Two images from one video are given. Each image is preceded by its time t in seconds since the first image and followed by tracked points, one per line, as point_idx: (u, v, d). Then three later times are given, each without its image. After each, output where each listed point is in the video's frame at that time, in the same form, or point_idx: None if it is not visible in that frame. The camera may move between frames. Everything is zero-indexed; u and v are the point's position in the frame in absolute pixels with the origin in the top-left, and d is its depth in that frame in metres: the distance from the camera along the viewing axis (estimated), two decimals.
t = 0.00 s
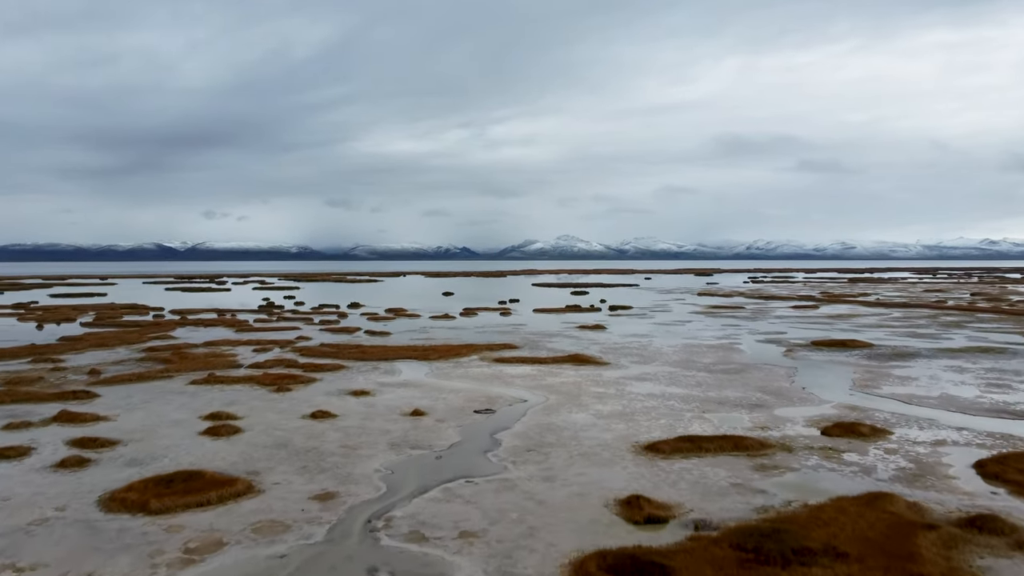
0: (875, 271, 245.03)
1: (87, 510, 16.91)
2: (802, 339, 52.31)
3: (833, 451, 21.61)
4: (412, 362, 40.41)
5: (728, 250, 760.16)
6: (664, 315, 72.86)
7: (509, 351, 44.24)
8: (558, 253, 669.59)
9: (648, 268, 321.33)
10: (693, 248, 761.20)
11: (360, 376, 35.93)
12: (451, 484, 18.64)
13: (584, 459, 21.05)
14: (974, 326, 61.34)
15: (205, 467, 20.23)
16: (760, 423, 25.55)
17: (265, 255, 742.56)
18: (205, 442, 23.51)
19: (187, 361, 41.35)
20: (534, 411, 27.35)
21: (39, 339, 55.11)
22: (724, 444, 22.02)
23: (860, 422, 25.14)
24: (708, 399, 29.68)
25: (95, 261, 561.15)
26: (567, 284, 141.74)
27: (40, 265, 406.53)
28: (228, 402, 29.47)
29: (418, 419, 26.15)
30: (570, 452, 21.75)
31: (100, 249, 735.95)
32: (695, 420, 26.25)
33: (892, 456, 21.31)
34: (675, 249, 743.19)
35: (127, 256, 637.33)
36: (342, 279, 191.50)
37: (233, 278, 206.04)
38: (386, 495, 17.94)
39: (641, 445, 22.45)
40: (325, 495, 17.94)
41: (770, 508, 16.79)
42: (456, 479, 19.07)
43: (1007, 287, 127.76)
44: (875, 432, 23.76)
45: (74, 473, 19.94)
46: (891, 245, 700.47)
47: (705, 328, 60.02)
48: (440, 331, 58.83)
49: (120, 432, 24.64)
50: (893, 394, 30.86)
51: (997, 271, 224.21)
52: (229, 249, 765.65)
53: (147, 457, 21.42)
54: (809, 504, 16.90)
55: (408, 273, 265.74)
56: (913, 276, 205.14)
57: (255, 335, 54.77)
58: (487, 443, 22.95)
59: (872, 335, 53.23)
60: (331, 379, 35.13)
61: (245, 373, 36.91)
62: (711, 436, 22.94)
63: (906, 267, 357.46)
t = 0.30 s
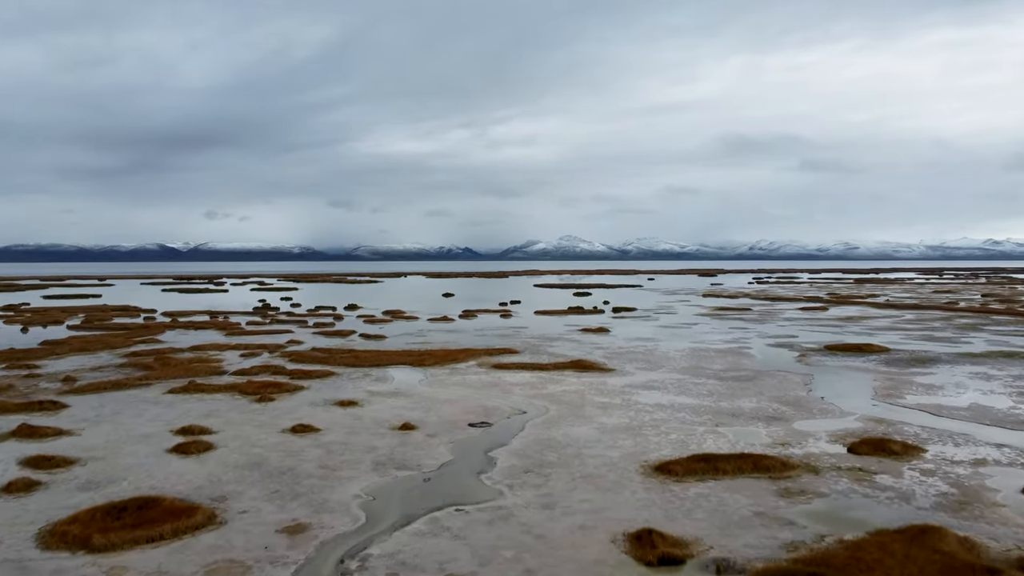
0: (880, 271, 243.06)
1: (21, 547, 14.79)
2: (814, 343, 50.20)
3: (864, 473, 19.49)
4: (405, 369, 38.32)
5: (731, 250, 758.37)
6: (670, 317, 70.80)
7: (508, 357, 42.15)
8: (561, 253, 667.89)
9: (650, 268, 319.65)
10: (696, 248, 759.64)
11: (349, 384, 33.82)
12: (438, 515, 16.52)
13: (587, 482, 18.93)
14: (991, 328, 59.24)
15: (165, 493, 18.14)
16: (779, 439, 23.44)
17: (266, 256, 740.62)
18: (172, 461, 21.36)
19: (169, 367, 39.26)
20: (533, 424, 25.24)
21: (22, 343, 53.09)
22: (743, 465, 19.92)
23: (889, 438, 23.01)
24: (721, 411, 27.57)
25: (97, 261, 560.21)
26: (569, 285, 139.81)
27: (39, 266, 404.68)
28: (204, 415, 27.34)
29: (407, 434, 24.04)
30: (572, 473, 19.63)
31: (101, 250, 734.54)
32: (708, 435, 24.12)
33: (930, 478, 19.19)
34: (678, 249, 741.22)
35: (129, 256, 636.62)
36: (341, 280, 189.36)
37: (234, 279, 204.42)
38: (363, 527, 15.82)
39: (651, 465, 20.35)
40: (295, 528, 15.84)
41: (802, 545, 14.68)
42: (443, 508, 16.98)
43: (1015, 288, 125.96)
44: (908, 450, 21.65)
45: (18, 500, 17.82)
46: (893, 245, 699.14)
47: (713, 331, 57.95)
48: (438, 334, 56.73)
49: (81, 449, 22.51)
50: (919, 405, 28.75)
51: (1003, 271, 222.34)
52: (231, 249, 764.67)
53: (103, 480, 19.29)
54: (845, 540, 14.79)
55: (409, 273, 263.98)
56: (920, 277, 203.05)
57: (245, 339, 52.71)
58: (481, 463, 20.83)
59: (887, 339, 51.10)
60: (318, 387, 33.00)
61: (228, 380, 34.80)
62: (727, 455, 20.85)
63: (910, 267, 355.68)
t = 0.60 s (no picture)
0: (886, 272, 241.24)
1: None
2: (828, 347, 48.13)
3: (902, 500, 17.40)
4: (399, 375, 36.25)
5: (734, 251, 755.99)
6: (675, 318, 68.80)
7: (508, 362, 40.08)
8: (563, 253, 666.26)
9: (654, 268, 317.80)
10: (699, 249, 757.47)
11: (338, 393, 31.78)
12: (420, 552, 14.43)
13: (593, 511, 16.82)
14: (1009, 331, 57.17)
15: (115, 523, 16.10)
16: (802, 457, 21.36)
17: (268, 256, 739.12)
18: (133, 482, 19.30)
19: (150, 374, 37.22)
20: (532, 440, 23.13)
21: (3, 346, 51.10)
22: (765, 490, 17.86)
23: (924, 456, 20.92)
24: (736, 424, 25.48)
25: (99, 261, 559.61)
26: (571, 286, 137.69)
27: (40, 266, 403.42)
28: (177, 428, 25.30)
29: (394, 451, 21.95)
30: (575, 499, 17.55)
31: (104, 250, 735.18)
32: (723, 452, 22.04)
33: (977, 506, 17.10)
34: (680, 249, 739.53)
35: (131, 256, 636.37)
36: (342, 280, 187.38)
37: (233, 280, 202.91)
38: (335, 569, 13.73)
39: (663, 489, 18.26)
40: (255, 569, 13.78)
41: None
42: (428, 544, 14.89)
43: None
44: (945, 471, 19.55)
45: None
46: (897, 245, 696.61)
47: (721, 334, 55.88)
48: (435, 337, 54.65)
49: (34, 468, 20.46)
50: (948, 416, 26.63)
51: (1010, 272, 220.45)
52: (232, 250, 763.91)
53: (49, 507, 17.23)
54: None
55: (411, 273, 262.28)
56: (925, 277, 201.43)
57: (234, 342, 50.64)
58: (473, 485, 18.76)
59: (902, 343, 49.00)
60: (304, 396, 30.93)
61: (209, 388, 32.73)
62: (747, 478, 18.78)
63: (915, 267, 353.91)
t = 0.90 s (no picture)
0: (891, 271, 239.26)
1: None
2: (842, 351, 45.99)
3: (952, 534, 15.27)
4: (390, 382, 34.14)
5: (737, 251, 754.14)
6: (681, 320, 66.71)
7: (507, 368, 37.92)
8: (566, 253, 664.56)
9: (656, 268, 315.80)
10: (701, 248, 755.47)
11: (323, 402, 29.67)
12: None
13: (598, 546, 14.71)
14: None
15: (49, 563, 14.00)
16: (830, 479, 19.25)
17: (270, 256, 737.00)
18: (82, 508, 17.19)
19: (127, 380, 35.11)
20: (530, 458, 20.96)
21: None
22: (793, 522, 15.73)
23: (966, 478, 18.80)
24: (754, 439, 23.33)
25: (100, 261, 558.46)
26: (572, 286, 135.36)
27: (40, 266, 401.41)
28: (144, 443, 23.20)
29: (376, 472, 19.82)
30: (578, 532, 15.44)
31: (105, 250, 734.06)
32: (741, 473, 19.93)
33: None
34: (683, 249, 737.36)
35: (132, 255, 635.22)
36: (342, 281, 186.06)
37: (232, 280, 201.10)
38: None
39: (678, 519, 16.12)
40: None
41: None
42: None
43: None
44: (994, 497, 17.40)
45: None
46: (900, 245, 694.41)
47: (730, 337, 53.75)
48: (432, 340, 52.50)
49: None
50: (984, 430, 24.48)
51: (1016, 272, 218.51)
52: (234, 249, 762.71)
53: None
54: None
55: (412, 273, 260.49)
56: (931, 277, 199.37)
57: (222, 345, 48.55)
58: (463, 514, 16.67)
59: (919, 347, 46.85)
60: (286, 406, 28.82)
61: (186, 396, 30.61)
62: (772, 506, 16.66)
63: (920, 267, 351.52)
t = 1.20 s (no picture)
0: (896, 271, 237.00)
1: None
2: (858, 355, 43.81)
3: None
4: (380, 390, 32.04)
5: (740, 251, 751.51)
6: (687, 323, 64.57)
7: (506, 374, 35.76)
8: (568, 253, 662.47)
9: (659, 268, 313.70)
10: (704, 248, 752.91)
11: (305, 412, 27.54)
12: None
13: None
14: None
15: None
16: (864, 506, 17.13)
17: (272, 256, 735.65)
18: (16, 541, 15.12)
19: (100, 387, 33.00)
20: (528, 480, 18.84)
21: None
22: (829, 562, 13.65)
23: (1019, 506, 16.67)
24: (775, 458, 21.18)
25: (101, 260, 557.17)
26: (576, 286, 133.17)
27: (41, 266, 400.34)
28: (104, 460, 21.10)
29: (354, 497, 17.69)
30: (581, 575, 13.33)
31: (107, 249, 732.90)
32: (763, 498, 17.81)
33: None
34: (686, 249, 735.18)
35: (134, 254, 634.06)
36: (342, 280, 184.29)
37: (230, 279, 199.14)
38: None
39: (697, 558, 14.01)
40: None
41: None
42: None
43: None
44: None
45: None
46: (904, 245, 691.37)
47: (739, 340, 51.59)
48: (428, 343, 50.35)
49: None
50: None
51: None
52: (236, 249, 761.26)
53: None
54: None
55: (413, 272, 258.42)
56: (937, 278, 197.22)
57: (209, 349, 46.42)
58: (448, 551, 14.56)
59: (939, 351, 44.67)
60: (265, 417, 26.69)
61: (159, 406, 28.50)
62: (803, 541, 14.58)
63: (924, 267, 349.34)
